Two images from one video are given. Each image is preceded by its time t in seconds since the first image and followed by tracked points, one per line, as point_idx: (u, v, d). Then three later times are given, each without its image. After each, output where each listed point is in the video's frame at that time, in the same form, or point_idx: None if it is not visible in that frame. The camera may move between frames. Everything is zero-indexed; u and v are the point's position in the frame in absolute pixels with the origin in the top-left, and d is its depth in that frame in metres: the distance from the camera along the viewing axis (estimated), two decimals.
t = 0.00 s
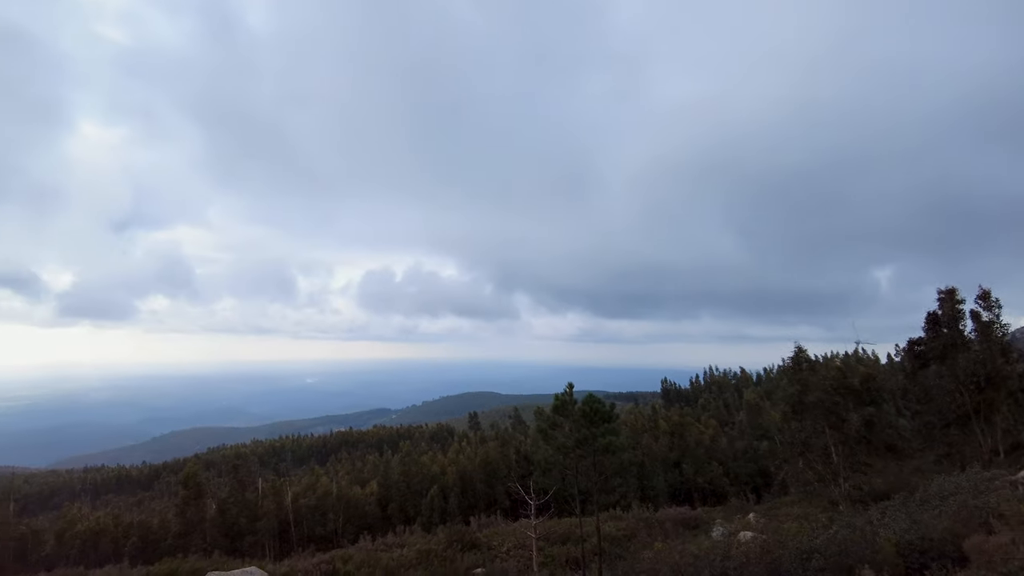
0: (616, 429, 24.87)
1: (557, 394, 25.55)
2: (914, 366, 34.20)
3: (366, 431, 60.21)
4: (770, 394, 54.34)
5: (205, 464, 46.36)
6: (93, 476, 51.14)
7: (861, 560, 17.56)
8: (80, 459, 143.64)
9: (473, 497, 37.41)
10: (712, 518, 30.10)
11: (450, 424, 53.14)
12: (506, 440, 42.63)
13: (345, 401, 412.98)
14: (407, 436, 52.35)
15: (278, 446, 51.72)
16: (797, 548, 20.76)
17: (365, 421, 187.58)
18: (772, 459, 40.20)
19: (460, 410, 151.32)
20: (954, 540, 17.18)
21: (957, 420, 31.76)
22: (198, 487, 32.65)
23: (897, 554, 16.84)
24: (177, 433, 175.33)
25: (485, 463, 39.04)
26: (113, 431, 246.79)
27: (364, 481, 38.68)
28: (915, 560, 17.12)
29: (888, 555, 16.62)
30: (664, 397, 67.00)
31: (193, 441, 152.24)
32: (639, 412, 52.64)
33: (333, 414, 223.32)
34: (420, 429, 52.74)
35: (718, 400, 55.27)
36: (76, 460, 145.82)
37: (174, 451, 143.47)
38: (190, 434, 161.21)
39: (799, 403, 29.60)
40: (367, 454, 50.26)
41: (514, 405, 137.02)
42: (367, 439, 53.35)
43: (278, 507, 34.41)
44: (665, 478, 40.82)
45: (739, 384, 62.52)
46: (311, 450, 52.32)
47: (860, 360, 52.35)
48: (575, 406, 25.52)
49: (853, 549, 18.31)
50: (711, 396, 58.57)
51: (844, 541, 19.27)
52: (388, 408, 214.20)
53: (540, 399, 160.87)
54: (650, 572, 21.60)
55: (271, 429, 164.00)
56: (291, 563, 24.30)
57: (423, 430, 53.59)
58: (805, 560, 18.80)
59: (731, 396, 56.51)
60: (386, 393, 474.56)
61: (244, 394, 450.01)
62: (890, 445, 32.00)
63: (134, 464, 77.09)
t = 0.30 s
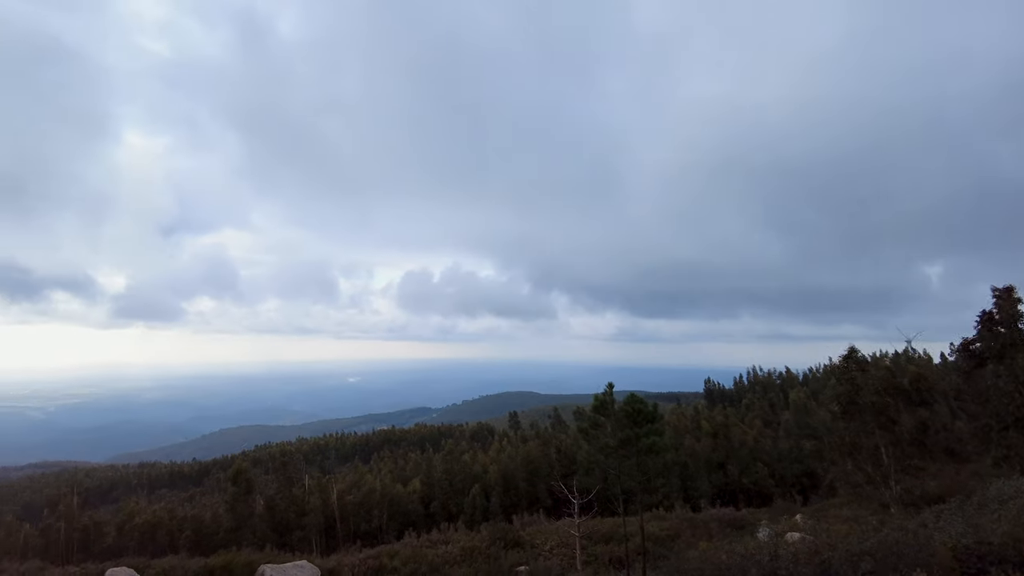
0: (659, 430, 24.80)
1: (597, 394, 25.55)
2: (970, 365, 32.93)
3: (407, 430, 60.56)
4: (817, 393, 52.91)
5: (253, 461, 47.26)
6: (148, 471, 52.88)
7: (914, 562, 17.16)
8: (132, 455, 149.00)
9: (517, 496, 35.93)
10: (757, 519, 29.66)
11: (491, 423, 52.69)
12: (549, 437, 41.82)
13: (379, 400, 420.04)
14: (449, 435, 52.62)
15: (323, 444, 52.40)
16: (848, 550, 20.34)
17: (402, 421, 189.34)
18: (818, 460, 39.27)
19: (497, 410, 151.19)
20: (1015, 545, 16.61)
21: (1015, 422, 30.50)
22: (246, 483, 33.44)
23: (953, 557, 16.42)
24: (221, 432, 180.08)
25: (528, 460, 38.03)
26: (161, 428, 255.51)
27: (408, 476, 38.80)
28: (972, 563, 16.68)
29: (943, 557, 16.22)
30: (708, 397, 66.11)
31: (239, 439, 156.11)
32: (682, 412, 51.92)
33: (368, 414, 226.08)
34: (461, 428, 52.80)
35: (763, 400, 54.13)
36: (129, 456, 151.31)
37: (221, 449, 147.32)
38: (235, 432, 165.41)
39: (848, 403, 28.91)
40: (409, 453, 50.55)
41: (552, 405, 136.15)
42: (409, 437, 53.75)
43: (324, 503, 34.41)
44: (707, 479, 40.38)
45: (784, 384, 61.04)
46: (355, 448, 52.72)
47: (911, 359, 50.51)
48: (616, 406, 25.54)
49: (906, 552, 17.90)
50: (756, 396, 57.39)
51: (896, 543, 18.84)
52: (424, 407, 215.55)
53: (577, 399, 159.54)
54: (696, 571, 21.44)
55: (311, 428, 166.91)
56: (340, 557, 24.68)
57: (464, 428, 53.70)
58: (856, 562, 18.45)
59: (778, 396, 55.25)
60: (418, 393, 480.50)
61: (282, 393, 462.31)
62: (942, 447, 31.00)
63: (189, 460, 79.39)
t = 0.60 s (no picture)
0: (700, 429, 24.60)
1: (634, 393, 25.44)
2: None
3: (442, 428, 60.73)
4: (860, 393, 51.56)
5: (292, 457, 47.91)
6: (190, 465, 54.06)
7: (967, 566, 16.63)
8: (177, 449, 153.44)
9: (553, 494, 35.66)
10: (798, 520, 29.12)
11: (525, 422, 52.37)
12: (583, 436, 41.57)
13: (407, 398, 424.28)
14: (483, 433, 52.62)
15: (360, 441, 52.87)
16: (896, 552, 19.82)
17: (434, 419, 190.42)
18: (861, 462, 38.25)
19: (529, 408, 150.88)
20: None
21: None
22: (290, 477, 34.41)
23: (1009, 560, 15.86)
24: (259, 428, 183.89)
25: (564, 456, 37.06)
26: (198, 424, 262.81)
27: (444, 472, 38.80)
28: None
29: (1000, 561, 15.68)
30: (746, 397, 65.14)
31: (277, 436, 159.04)
32: (718, 411, 51.21)
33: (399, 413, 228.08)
34: (495, 426, 52.73)
35: (803, 400, 53.03)
36: (173, 451, 155.77)
37: (262, 444, 150.48)
38: (272, 429, 168.58)
39: (893, 403, 28.10)
40: (444, 450, 50.71)
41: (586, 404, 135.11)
42: (444, 434, 53.86)
43: (363, 499, 34.60)
44: (745, 480, 39.83)
45: (825, 384, 59.66)
46: (391, 444, 53.03)
47: (960, 358, 48.74)
48: (654, 405, 25.34)
49: (959, 556, 17.35)
50: (795, 395, 56.26)
51: (947, 547, 18.31)
52: (455, 406, 216.26)
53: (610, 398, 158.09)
54: (738, 569, 21.19)
55: (347, 425, 169.10)
56: (381, 551, 24.93)
57: (498, 426, 53.55)
58: (905, 565, 17.97)
59: (819, 395, 54.08)
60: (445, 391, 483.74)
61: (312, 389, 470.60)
62: (992, 447, 29.93)
63: (236, 455, 81.12)
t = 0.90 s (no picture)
0: (743, 427, 24.41)
1: (675, 391, 25.26)
2: None
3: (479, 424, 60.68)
4: (906, 391, 50.03)
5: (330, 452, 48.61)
6: (233, 457, 55.37)
7: None
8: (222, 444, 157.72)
9: (590, 490, 34.90)
10: (842, 521, 28.46)
11: (559, 419, 51.61)
12: (620, 434, 41.10)
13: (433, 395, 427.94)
14: (518, 430, 52.45)
15: (396, 435, 53.29)
16: (951, 554, 19.23)
17: (466, 415, 191.11)
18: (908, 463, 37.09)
19: (563, 404, 149.86)
20: None
21: None
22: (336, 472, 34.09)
23: None
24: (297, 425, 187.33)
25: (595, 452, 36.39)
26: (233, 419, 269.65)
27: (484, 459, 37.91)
28: None
29: None
30: (786, 395, 63.77)
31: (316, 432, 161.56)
32: (757, 410, 50.31)
33: (430, 410, 229.47)
34: (530, 423, 52.49)
35: (846, 399, 51.70)
36: (214, 446, 159.93)
37: (302, 440, 153.22)
38: (309, 426, 171.39)
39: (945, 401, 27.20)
40: (480, 446, 50.76)
41: (622, 402, 133.51)
42: (479, 430, 53.89)
43: (401, 494, 34.57)
44: (784, 479, 39.07)
45: (869, 382, 58.01)
46: (427, 440, 53.13)
47: (1015, 357, 46.73)
48: (698, 403, 25.27)
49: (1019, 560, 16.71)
50: (837, 394, 54.89)
51: (1006, 551, 17.65)
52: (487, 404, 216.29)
53: (645, 395, 155.90)
54: (783, 567, 20.84)
55: (382, 421, 170.99)
56: (421, 545, 25.17)
57: (534, 423, 53.30)
58: (961, 567, 17.41)
59: (862, 394, 52.63)
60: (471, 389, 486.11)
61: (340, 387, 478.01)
62: None
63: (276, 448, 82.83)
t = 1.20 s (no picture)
0: (785, 427, 24.08)
1: (718, 391, 25.21)
2: None
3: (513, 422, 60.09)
4: (951, 392, 48.35)
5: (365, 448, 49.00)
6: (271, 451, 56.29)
7: None
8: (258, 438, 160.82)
9: (625, 490, 33.67)
10: (887, 525, 27.69)
11: (592, 418, 50.46)
12: (655, 433, 40.50)
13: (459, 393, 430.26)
14: (551, 428, 52.04)
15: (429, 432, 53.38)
16: (1007, 560, 18.58)
17: (493, 412, 191.42)
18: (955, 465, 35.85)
19: (593, 403, 148.48)
20: None
21: None
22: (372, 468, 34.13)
23: None
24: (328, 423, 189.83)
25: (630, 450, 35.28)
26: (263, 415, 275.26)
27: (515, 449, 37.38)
28: None
29: None
30: (825, 395, 62.28)
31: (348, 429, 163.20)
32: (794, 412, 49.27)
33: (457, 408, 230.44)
34: (563, 422, 52.01)
35: (887, 400, 50.23)
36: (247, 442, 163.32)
37: (335, 438, 155.08)
38: (341, 423, 173.48)
39: (996, 403, 26.30)
40: (513, 444, 50.53)
41: (652, 399, 132.05)
42: (512, 428, 53.64)
43: (436, 490, 34.48)
44: (823, 481, 38.18)
45: (912, 382, 56.24)
46: (460, 438, 53.14)
47: None
48: (740, 403, 25.23)
49: None
50: (878, 395, 53.37)
51: None
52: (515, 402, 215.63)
53: (677, 394, 153.27)
54: (829, 569, 20.38)
55: (410, 419, 172.49)
56: (459, 541, 25.29)
57: (567, 422, 52.82)
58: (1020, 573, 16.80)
59: (905, 395, 51.04)
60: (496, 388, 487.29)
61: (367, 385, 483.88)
62: None
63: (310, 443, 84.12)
